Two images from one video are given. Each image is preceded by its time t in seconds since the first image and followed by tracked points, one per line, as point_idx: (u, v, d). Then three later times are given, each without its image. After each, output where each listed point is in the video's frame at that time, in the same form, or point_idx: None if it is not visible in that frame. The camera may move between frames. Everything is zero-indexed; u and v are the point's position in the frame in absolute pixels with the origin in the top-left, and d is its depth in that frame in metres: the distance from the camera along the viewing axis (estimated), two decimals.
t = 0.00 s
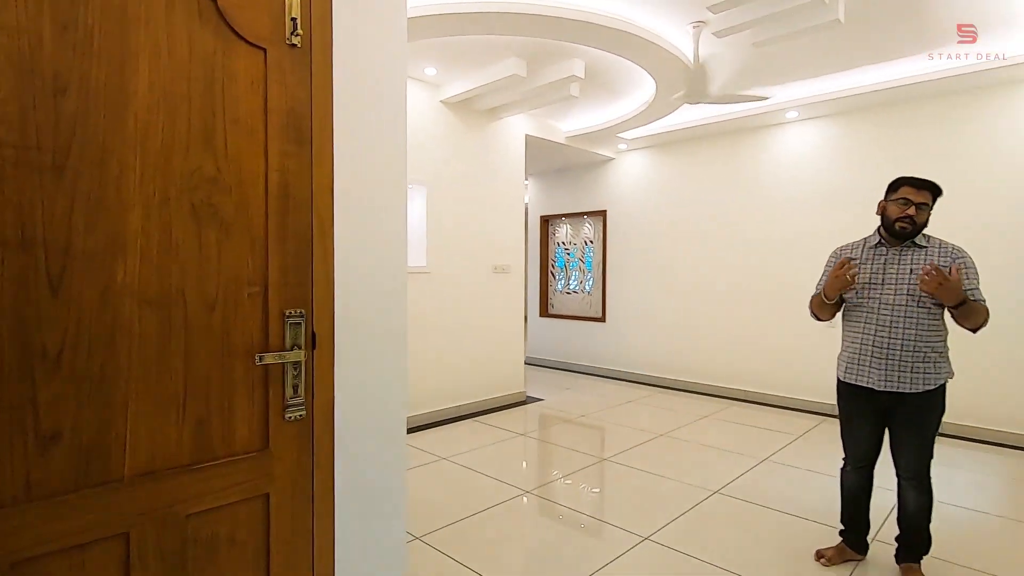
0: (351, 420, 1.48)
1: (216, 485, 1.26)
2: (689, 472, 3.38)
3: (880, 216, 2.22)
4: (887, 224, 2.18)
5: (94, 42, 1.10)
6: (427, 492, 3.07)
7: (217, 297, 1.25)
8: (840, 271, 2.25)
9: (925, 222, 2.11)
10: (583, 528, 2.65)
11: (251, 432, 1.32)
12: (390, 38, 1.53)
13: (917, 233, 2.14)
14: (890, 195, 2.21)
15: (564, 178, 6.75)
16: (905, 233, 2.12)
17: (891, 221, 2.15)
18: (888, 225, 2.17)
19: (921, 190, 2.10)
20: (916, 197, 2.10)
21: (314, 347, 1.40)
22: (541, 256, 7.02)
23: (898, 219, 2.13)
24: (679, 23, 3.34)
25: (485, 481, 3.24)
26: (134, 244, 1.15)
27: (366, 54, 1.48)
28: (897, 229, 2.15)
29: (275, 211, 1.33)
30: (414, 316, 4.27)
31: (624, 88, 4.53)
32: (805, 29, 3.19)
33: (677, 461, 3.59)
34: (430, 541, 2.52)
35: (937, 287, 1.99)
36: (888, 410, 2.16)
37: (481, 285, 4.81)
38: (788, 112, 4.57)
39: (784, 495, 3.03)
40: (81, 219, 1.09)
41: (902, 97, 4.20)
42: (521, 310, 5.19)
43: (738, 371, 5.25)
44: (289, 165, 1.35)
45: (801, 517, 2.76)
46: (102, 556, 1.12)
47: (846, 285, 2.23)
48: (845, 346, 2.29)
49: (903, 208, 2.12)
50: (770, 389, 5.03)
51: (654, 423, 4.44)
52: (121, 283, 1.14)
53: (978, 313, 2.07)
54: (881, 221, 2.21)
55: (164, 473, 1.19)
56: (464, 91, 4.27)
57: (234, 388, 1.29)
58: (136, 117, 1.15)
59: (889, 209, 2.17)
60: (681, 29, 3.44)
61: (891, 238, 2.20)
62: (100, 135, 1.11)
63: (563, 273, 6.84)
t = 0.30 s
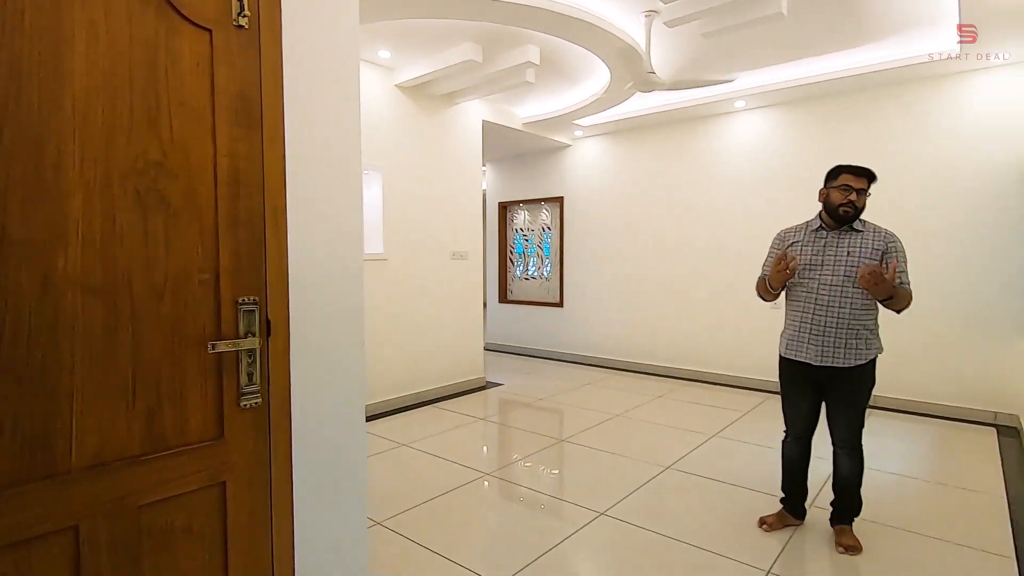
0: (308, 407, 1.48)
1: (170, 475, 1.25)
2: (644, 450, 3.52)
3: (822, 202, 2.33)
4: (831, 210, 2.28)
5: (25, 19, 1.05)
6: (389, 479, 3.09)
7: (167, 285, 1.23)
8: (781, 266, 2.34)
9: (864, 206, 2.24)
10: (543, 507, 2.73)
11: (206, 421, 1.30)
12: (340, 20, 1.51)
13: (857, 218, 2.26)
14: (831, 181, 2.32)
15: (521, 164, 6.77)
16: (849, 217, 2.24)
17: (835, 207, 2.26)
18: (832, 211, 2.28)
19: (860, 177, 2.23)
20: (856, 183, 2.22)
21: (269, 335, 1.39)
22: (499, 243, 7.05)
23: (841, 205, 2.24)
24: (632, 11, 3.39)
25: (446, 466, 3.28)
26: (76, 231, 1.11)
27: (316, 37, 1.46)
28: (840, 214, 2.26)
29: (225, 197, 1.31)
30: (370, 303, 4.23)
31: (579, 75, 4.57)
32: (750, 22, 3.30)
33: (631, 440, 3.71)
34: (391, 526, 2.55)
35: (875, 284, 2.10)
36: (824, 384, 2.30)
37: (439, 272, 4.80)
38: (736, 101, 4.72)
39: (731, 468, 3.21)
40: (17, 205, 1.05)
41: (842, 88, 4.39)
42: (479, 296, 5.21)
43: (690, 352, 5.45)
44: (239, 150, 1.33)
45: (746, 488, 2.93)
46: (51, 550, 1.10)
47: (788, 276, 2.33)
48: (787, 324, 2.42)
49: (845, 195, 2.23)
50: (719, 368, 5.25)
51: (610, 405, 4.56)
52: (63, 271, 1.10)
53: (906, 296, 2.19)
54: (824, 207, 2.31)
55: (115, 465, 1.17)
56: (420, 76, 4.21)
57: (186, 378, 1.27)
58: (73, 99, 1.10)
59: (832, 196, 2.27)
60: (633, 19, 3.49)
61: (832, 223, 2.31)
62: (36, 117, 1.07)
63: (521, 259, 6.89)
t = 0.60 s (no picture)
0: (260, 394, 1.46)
1: (114, 467, 1.22)
2: (600, 430, 3.62)
3: (766, 189, 2.42)
4: (773, 194, 2.37)
5: None
6: (346, 467, 3.07)
7: (106, 272, 1.19)
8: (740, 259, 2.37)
9: (804, 192, 2.34)
10: (503, 490, 2.78)
11: (151, 410, 1.27)
12: None
13: (797, 203, 2.36)
14: (775, 167, 2.41)
15: (478, 149, 6.74)
16: (789, 201, 2.33)
17: (776, 191, 2.35)
18: (773, 195, 2.37)
19: (801, 164, 2.33)
20: (797, 169, 2.32)
21: (217, 322, 1.36)
22: (456, 229, 7.02)
23: (783, 190, 2.34)
24: None
25: (405, 452, 3.29)
26: (4, 215, 1.06)
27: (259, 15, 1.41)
28: (782, 198, 2.35)
29: (166, 180, 1.27)
30: (324, 291, 4.16)
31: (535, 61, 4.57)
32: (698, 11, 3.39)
33: (588, 421, 3.80)
34: (350, 513, 2.54)
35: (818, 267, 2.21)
36: (767, 361, 2.42)
37: (395, 258, 4.76)
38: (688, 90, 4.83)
39: (681, 444, 3.34)
40: None
41: (787, 78, 4.55)
42: (437, 282, 5.20)
43: (644, 335, 5.61)
44: (181, 131, 1.28)
45: (695, 463, 3.06)
46: None
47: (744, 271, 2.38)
48: (734, 306, 2.52)
49: (787, 180, 2.33)
50: (671, 350, 5.42)
51: (568, 388, 4.66)
52: None
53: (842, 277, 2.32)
54: (767, 193, 2.40)
55: (55, 458, 1.13)
56: (373, 58, 4.12)
57: (129, 367, 1.23)
58: None
59: (775, 181, 2.36)
60: (586, 5, 3.52)
61: (774, 207, 2.41)
62: None
63: (479, 246, 6.89)
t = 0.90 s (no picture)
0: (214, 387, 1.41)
1: (55, 465, 1.16)
2: (561, 416, 3.67)
3: (725, 176, 2.47)
4: (730, 184, 2.42)
5: None
6: (306, 459, 3.02)
7: (41, 260, 1.13)
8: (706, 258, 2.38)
9: (759, 187, 2.39)
10: (466, 478, 2.79)
11: (95, 406, 1.21)
12: None
13: (751, 196, 2.42)
14: (737, 158, 2.45)
15: (439, 137, 6.66)
16: (743, 193, 2.38)
17: (733, 181, 2.40)
18: (731, 185, 2.42)
19: (762, 159, 2.38)
20: (756, 163, 2.37)
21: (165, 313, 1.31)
22: (417, 218, 6.94)
23: (738, 180, 2.39)
24: None
25: (365, 442, 3.26)
26: None
27: None
28: (736, 189, 2.40)
29: (106, 164, 1.20)
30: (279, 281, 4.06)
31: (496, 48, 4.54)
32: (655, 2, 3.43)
33: (549, 408, 3.86)
34: (309, 506, 2.51)
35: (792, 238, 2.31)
36: (721, 345, 2.50)
37: (354, 247, 4.68)
38: (646, 80, 4.89)
39: (639, 428, 3.43)
40: None
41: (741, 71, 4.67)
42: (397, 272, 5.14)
43: (604, 322, 5.70)
44: (121, 113, 1.22)
45: (653, 446, 3.15)
46: None
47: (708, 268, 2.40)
48: (689, 292, 2.58)
49: (745, 171, 2.37)
50: (631, 336, 5.54)
51: (530, 375, 4.70)
52: None
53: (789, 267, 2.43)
54: (725, 181, 2.45)
55: None
56: (328, 41, 4.01)
57: (68, 361, 1.17)
58: None
59: (734, 170, 2.41)
60: None
61: (729, 197, 2.47)
62: None
63: (441, 234, 6.84)
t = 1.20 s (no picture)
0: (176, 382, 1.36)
1: (7, 467, 1.11)
2: (532, 407, 3.69)
3: (694, 170, 2.50)
4: (701, 176, 2.46)
5: None
6: (273, 454, 2.97)
7: None
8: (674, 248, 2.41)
9: (729, 174, 2.44)
10: (439, 470, 2.78)
11: (48, 404, 1.16)
12: None
13: (723, 184, 2.46)
14: (702, 149, 2.49)
15: (408, 126, 6.56)
16: (716, 183, 2.42)
17: (705, 173, 2.43)
18: (702, 177, 2.45)
19: (726, 147, 2.43)
20: (723, 152, 2.42)
21: (123, 307, 1.26)
22: (386, 208, 6.84)
23: (710, 171, 2.42)
24: None
25: (335, 436, 3.22)
26: None
27: None
28: (709, 180, 2.44)
29: (55, 151, 1.14)
30: (243, 273, 3.95)
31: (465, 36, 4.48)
32: None
33: (521, 398, 3.87)
34: (278, 502, 2.47)
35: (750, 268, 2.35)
36: (690, 334, 2.55)
37: (321, 238, 4.58)
38: (615, 72, 4.91)
39: (610, 417, 3.48)
40: None
41: (708, 64, 4.73)
42: (366, 263, 5.07)
43: (575, 313, 5.74)
44: (71, 98, 1.16)
45: (623, 434, 3.20)
46: None
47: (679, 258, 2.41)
48: (660, 282, 2.61)
49: (714, 162, 2.41)
50: (601, 326, 5.60)
51: (501, 366, 4.70)
52: None
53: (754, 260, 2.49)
54: (695, 174, 2.49)
55: None
56: (292, 26, 3.89)
57: (18, 358, 1.12)
58: None
59: (703, 162, 2.45)
60: None
61: (700, 189, 2.50)
62: None
63: (410, 225, 6.76)
